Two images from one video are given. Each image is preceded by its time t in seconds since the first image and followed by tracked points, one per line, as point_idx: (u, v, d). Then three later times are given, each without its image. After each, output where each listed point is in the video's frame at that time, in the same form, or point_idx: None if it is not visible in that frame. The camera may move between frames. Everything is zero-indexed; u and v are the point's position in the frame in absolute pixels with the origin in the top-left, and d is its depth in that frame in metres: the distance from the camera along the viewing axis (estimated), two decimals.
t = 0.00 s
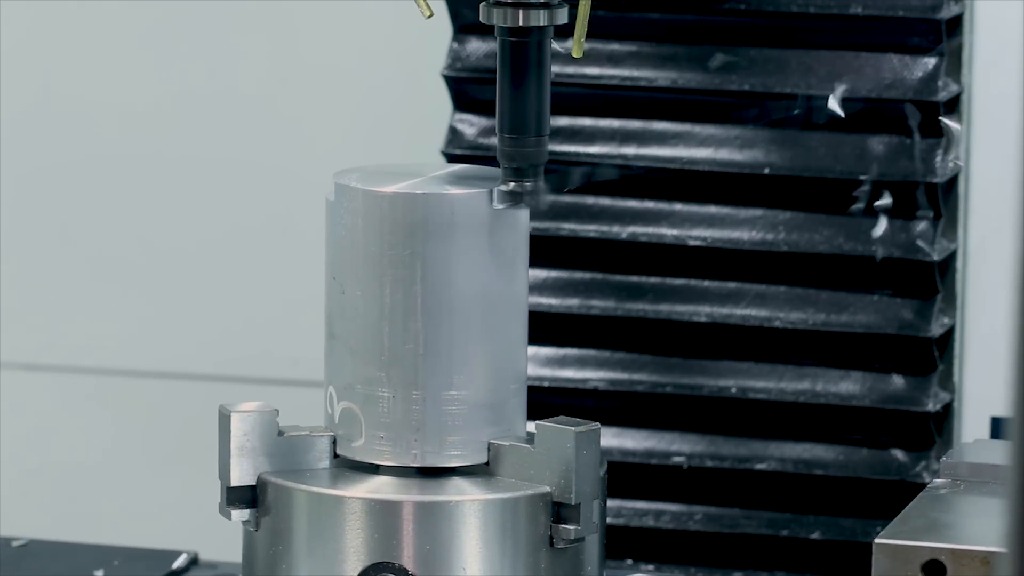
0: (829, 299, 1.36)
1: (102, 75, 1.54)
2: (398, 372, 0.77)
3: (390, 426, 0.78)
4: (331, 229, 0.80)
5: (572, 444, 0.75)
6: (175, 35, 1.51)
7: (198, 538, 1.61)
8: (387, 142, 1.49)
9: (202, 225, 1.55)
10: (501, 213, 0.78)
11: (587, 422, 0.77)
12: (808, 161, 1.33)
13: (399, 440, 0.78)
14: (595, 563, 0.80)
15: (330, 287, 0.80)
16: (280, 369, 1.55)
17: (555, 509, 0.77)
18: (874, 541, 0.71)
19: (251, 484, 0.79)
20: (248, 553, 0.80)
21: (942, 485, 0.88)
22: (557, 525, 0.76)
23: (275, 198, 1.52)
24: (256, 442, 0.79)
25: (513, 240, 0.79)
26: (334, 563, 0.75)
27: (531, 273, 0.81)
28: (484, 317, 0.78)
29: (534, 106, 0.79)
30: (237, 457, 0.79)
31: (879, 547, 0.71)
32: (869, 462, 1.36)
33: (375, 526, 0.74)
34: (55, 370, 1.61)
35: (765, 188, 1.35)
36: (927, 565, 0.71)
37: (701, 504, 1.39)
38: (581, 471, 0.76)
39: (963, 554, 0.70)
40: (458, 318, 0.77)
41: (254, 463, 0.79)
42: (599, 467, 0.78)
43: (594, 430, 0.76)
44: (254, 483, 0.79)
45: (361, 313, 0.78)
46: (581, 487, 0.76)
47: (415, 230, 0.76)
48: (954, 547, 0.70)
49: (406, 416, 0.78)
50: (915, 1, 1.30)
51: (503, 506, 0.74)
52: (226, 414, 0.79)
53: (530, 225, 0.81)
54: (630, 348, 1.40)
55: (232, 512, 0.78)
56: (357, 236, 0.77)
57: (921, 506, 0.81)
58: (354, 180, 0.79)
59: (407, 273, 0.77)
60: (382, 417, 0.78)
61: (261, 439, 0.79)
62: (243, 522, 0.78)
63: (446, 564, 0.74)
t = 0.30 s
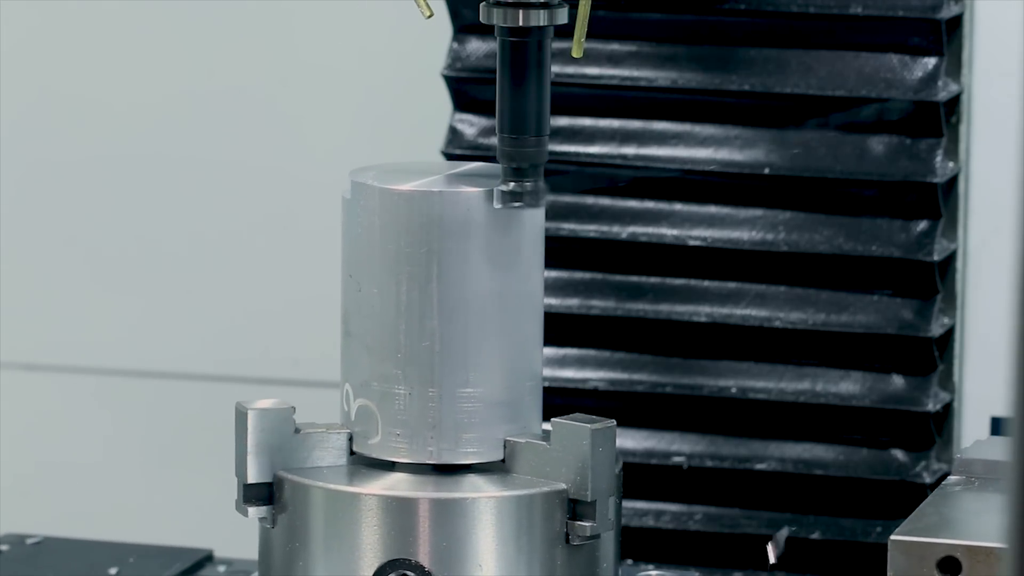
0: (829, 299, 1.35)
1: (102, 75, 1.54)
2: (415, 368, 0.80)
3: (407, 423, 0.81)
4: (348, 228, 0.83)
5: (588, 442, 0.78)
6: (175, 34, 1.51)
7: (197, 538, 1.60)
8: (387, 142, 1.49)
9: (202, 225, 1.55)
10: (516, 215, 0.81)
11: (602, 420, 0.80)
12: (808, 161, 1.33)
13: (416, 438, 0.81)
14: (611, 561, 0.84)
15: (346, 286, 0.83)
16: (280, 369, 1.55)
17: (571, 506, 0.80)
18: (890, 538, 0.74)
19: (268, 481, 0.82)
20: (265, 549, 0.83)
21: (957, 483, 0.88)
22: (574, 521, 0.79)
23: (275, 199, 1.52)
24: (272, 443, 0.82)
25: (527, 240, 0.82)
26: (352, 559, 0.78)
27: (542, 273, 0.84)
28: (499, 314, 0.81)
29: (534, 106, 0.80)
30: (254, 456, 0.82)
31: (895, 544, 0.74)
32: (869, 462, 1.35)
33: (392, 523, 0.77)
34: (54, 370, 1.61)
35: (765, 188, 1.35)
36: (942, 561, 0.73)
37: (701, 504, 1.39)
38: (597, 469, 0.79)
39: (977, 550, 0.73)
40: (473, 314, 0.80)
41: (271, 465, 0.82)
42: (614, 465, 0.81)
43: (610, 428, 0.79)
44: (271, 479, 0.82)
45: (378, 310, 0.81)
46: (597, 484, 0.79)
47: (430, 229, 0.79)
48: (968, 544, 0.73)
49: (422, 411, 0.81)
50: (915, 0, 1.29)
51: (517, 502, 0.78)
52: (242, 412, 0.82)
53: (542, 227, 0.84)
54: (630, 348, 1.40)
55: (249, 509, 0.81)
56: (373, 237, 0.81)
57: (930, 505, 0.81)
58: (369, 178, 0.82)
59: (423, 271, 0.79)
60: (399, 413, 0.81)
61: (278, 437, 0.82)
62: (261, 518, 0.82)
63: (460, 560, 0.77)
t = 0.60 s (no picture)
0: (829, 299, 1.36)
1: (102, 76, 1.54)
2: (433, 367, 0.79)
3: (425, 421, 0.79)
4: (367, 226, 0.81)
5: (607, 439, 0.76)
6: (174, 34, 1.52)
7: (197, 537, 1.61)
8: (387, 142, 1.50)
9: (202, 225, 1.55)
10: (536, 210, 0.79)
11: (620, 417, 0.78)
12: (807, 162, 1.33)
13: (434, 436, 0.79)
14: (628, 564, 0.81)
15: (365, 284, 0.82)
16: (281, 370, 1.56)
17: (590, 504, 0.78)
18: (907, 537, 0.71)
19: (287, 479, 0.81)
20: (284, 548, 0.82)
21: (973, 481, 0.88)
22: (592, 519, 0.77)
23: (275, 199, 1.53)
24: (293, 439, 0.81)
25: (546, 241, 0.81)
26: (371, 557, 0.77)
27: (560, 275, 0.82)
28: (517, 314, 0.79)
29: (534, 105, 0.78)
30: (272, 452, 0.80)
31: (913, 542, 0.71)
32: (869, 462, 1.36)
33: (409, 520, 0.75)
34: (54, 370, 1.61)
35: (765, 188, 1.35)
36: (960, 559, 0.71)
37: (701, 504, 1.40)
38: (615, 466, 0.77)
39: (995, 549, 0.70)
40: (491, 314, 0.79)
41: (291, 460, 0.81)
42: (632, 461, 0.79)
43: (627, 425, 0.77)
44: (290, 477, 0.81)
45: (396, 308, 0.79)
46: (616, 482, 0.77)
47: (448, 225, 0.78)
48: (987, 542, 0.70)
49: (441, 410, 0.79)
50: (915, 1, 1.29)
51: (536, 500, 0.76)
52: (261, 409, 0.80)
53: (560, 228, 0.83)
54: (630, 348, 1.40)
55: (268, 507, 0.80)
56: (392, 234, 0.79)
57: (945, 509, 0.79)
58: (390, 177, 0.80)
59: (442, 268, 0.78)
60: (416, 411, 0.80)
61: (299, 433, 0.81)
62: (280, 516, 0.80)
63: (479, 558, 0.75)
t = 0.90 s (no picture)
0: (829, 299, 1.36)
1: (101, 77, 1.54)
2: (453, 364, 0.84)
3: (445, 420, 0.85)
4: (386, 226, 0.86)
5: (627, 438, 0.82)
6: (173, 35, 1.52)
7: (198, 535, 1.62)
8: (386, 143, 1.50)
9: (202, 226, 1.55)
10: (553, 211, 0.85)
11: (640, 416, 0.84)
12: (807, 161, 1.33)
13: (454, 434, 0.85)
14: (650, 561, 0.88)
15: (385, 282, 0.87)
16: (281, 369, 1.57)
17: (611, 502, 0.84)
18: (929, 536, 0.76)
19: (308, 476, 0.86)
20: (304, 545, 0.88)
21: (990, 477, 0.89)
22: (613, 518, 0.83)
23: (276, 200, 1.53)
24: (313, 437, 0.87)
25: (562, 241, 0.86)
26: (392, 555, 0.82)
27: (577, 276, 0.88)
28: (535, 311, 0.85)
29: (534, 105, 0.82)
30: (293, 456, 0.86)
31: (935, 541, 0.76)
32: (869, 462, 1.36)
33: (430, 518, 0.81)
34: (54, 370, 1.62)
35: (765, 188, 1.35)
36: (981, 557, 0.75)
37: (701, 504, 1.40)
38: (635, 464, 0.83)
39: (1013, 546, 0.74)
40: (510, 309, 0.84)
41: (313, 457, 0.87)
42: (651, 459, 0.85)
43: (647, 425, 0.83)
44: (310, 476, 0.86)
45: (417, 305, 0.85)
46: (635, 479, 0.83)
47: (468, 227, 0.83)
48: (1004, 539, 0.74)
49: (461, 407, 0.85)
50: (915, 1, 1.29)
51: (553, 499, 0.82)
52: (283, 410, 0.86)
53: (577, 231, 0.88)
54: (630, 347, 1.40)
55: (287, 504, 0.86)
56: (415, 235, 0.84)
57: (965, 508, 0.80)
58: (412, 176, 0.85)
59: (462, 268, 0.83)
60: (437, 409, 0.85)
61: (320, 434, 0.87)
62: (299, 515, 0.86)
63: (499, 554, 0.81)
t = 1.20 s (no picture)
0: (829, 299, 1.36)
1: (99, 79, 1.55)
2: (474, 365, 0.76)
3: (466, 419, 0.77)
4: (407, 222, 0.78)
5: (648, 437, 0.74)
6: (173, 36, 1.52)
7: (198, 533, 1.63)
8: (386, 144, 1.51)
9: (202, 227, 1.56)
10: (574, 208, 0.77)
11: (663, 416, 0.76)
12: (807, 162, 1.33)
13: (476, 433, 0.77)
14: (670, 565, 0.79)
15: (405, 279, 0.79)
16: (281, 369, 1.58)
17: (631, 501, 0.75)
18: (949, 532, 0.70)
19: (328, 476, 0.78)
20: (325, 546, 0.79)
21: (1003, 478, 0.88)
22: (634, 517, 0.75)
23: (275, 200, 1.54)
24: (333, 435, 0.78)
25: (589, 236, 0.78)
26: (412, 555, 0.74)
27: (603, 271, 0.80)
28: (561, 311, 0.77)
29: (533, 105, 0.76)
30: (315, 451, 0.78)
31: (955, 538, 0.70)
32: (869, 462, 1.36)
33: (449, 518, 0.73)
34: (54, 370, 1.63)
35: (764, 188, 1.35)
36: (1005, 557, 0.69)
37: (701, 504, 1.40)
38: (657, 464, 0.75)
39: None
40: (534, 310, 0.76)
41: (334, 454, 0.78)
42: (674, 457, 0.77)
43: (670, 424, 0.75)
44: (331, 474, 0.78)
45: (437, 305, 0.77)
46: (657, 479, 0.75)
47: (488, 223, 0.75)
48: None
49: (482, 408, 0.77)
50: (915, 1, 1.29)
51: (576, 499, 0.73)
52: (304, 408, 0.78)
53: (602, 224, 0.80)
54: (630, 348, 1.41)
55: (309, 504, 0.77)
56: (433, 233, 0.76)
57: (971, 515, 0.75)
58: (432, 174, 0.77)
59: (484, 267, 0.76)
60: (458, 409, 0.77)
61: (339, 433, 0.78)
62: (321, 514, 0.77)
63: (523, 556, 0.73)
